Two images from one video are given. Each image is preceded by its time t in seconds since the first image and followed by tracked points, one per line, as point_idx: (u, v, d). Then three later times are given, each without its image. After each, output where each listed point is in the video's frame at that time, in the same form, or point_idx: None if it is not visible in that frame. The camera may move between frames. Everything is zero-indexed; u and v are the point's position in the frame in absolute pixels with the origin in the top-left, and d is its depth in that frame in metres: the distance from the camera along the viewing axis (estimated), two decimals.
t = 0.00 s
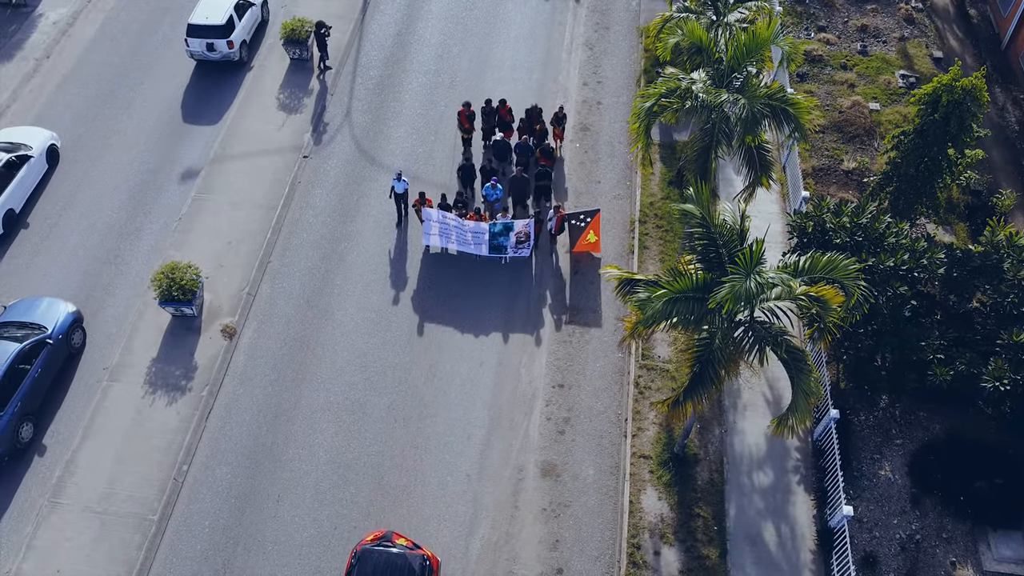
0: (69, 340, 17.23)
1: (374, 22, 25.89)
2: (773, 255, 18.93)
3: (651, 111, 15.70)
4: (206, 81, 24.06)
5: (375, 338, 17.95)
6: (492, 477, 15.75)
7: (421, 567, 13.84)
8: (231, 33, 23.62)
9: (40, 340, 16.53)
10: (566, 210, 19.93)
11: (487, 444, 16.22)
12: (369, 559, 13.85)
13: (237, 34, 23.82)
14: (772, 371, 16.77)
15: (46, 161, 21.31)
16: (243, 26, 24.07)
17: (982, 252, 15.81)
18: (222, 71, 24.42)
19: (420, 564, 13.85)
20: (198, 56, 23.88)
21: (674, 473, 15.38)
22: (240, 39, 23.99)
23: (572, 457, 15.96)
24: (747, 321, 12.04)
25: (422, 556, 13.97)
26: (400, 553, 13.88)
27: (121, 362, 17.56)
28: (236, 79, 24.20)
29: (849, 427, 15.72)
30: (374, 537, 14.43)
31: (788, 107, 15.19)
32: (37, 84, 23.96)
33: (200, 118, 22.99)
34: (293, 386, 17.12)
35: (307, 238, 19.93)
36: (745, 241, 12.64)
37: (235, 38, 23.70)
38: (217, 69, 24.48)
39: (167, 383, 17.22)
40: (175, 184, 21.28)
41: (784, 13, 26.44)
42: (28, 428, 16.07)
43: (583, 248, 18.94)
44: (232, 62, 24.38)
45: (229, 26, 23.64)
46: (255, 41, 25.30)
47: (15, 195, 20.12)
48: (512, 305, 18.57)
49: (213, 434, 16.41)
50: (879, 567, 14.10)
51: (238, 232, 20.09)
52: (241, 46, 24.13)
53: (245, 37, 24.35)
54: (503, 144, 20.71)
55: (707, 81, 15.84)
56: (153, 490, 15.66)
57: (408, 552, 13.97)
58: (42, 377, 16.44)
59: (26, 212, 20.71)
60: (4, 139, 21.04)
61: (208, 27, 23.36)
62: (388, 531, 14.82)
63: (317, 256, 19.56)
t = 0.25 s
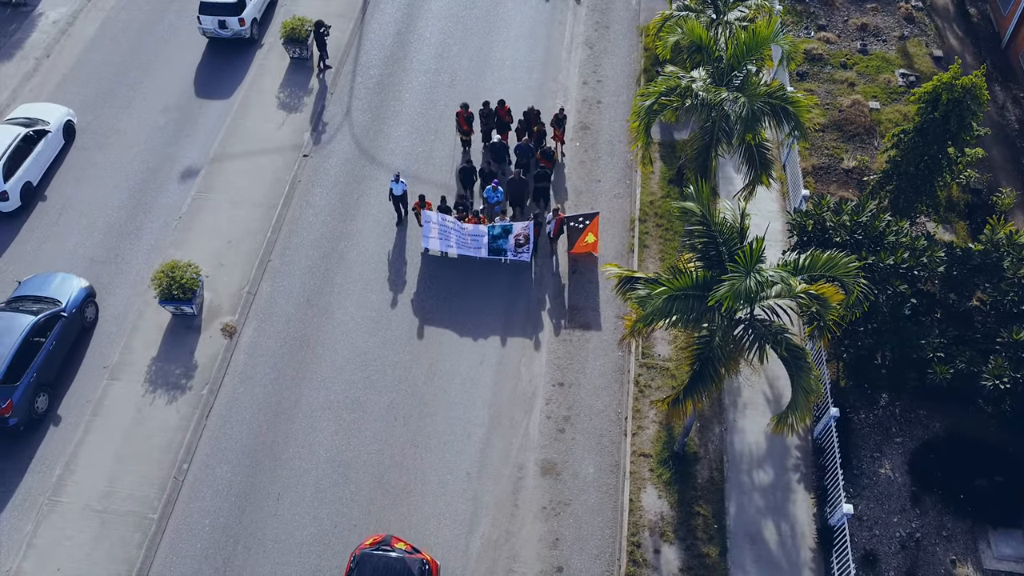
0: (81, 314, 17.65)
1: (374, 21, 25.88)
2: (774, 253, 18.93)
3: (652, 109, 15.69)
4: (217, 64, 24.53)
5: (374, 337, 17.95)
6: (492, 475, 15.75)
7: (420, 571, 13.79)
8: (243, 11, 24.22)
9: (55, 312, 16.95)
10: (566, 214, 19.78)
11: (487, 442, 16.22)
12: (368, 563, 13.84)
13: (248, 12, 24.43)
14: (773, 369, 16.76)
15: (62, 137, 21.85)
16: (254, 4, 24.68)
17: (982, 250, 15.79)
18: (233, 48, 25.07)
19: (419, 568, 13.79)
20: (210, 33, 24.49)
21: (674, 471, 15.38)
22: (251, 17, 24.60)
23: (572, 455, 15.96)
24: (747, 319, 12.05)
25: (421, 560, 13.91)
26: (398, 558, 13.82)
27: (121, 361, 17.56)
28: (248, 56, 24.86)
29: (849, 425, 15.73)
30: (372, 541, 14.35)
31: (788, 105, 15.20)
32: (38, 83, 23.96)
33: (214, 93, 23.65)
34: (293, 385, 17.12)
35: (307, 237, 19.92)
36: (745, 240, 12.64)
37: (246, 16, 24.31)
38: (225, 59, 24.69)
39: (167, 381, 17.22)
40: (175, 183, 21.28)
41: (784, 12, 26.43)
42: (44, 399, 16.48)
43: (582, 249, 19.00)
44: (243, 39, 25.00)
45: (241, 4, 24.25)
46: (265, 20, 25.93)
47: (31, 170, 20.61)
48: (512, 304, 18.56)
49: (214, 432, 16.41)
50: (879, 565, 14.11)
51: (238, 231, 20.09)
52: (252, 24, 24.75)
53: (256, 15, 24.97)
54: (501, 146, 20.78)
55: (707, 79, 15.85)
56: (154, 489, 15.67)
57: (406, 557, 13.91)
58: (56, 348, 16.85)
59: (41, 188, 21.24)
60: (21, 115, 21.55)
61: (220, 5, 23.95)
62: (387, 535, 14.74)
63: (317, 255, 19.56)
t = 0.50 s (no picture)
0: (94, 290, 18.10)
1: (374, 20, 25.88)
2: (773, 251, 18.95)
3: (652, 107, 15.69)
4: (229, 41, 25.26)
5: (374, 335, 17.96)
6: (492, 473, 15.76)
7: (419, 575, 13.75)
8: None
9: (69, 286, 17.41)
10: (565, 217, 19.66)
11: (487, 440, 16.23)
12: (367, 567, 13.79)
13: None
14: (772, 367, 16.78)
15: (78, 113, 22.46)
16: None
17: (982, 248, 15.77)
18: (244, 26, 25.76)
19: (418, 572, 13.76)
20: (222, 11, 25.16)
21: (673, 469, 15.40)
22: None
23: (572, 453, 15.98)
24: (746, 316, 12.08)
25: (420, 563, 13.89)
26: (397, 561, 13.80)
27: (122, 359, 17.57)
28: (259, 33, 25.57)
29: (849, 423, 15.74)
30: (371, 545, 14.33)
31: (788, 103, 15.21)
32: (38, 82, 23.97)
33: (227, 69, 24.38)
34: (293, 383, 17.13)
35: (307, 236, 19.93)
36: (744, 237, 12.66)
37: None
38: (234, 41, 25.25)
39: (167, 380, 17.23)
40: (175, 181, 21.28)
41: (784, 11, 26.43)
42: (58, 370, 16.93)
43: (579, 251, 19.06)
44: (254, 17, 25.68)
45: None
46: None
47: (46, 146, 21.15)
48: (512, 303, 18.57)
49: (214, 431, 16.42)
50: (879, 562, 14.12)
51: (239, 230, 20.10)
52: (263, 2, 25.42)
53: None
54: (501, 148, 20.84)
55: (707, 77, 15.86)
56: (154, 487, 15.69)
57: (405, 561, 13.85)
58: (71, 321, 17.31)
59: (58, 162, 21.85)
60: (40, 91, 22.17)
61: None
62: (385, 539, 14.69)
63: (317, 253, 19.56)
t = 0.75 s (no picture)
0: (106, 266, 18.56)
1: (374, 19, 25.89)
2: (773, 249, 18.98)
3: (651, 105, 15.71)
4: (240, 20, 25.96)
5: (374, 334, 17.98)
6: (492, 471, 15.79)
7: None
8: None
9: (82, 261, 17.84)
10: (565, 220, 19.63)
11: (487, 438, 16.26)
12: (365, 571, 13.79)
13: None
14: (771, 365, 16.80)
15: (95, 91, 23.07)
16: None
17: (980, 246, 15.79)
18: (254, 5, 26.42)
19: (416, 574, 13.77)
20: None
21: (673, 466, 15.42)
22: None
23: (572, 451, 16.00)
24: (745, 313, 12.12)
25: (418, 566, 13.89)
26: (396, 564, 13.81)
27: (122, 357, 17.60)
28: (268, 12, 26.23)
29: (848, 420, 15.77)
30: (370, 547, 14.36)
31: (787, 101, 15.23)
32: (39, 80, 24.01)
33: (238, 46, 25.09)
34: (293, 381, 17.15)
35: (307, 234, 19.95)
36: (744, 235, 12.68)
37: None
38: (245, 19, 25.95)
39: (167, 377, 17.25)
40: (175, 180, 21.30)
41: (783, 10, 26.45)
42: (71, 342, 17.39)
43: (579, 253, 19.02)
44: None
45: None
46: None
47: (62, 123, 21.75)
48: (512, 301, 18.59)
49: (214, 429, 16.44)
50: (878, 559, 14.14)
51: (239, 228, 20.12)
52: None
53: None
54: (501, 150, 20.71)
55: (706, 75, 15.88)
56: (154, 485, 15.71)
57: (403, 565, 13.86)
58: (84, 295, 17.77)
59: (73, 140, 22.41)
60: (59, 68, 22.77)
61: None
62: (384, 542, 14.70)
63: (317, 252, 19.58)
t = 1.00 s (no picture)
0: (117, 244, 19.00)
1: (374, 18, 25.92)
2: (772, 247, 19.03)
3: (650, 103, 15.73)
4: None
5: (374, 331, 18.01)
6: (491, 468, 15.82)
7: None
8: None
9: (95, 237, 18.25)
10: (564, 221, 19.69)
11: (487, 435, 16.29)
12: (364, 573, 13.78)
13: None
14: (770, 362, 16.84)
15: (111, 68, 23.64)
16: None
17: (978, 243, 15.82)
18: None
19: None
20: None
21: (672, 463, 15.46)
22: None
23: (571, 447, 16.04)
24: (744, 309, 12.16)
25: (417, 568, 13.87)
26: (394, 566, 13.80)
27: (122, 354, 17.63)
28: None
29: (848, 417, 15.81)
30: (369, 548, 14.36)
31: (786, 98, 15.25)
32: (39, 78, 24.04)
33: (248, 25, 25.79)
34: (293, 379, 17.18)
35: (307, 232, 19.97)
36: (743, 231, 12.70)
37: None
38: None
39: (168, 375, 17.28)
40: (175, 178, 21.33)
41: (782, 8, 26.48)
42: (84, 316, 17.81)
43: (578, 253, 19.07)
44: None
45: None
46: None
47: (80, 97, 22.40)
48: (512, 299, 18.61)
49: (214, 426, 16.47)
50: (877, 556, 14.18)
51: (239, 226, 20.15)
52: None
53: None
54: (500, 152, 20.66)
55: (705, 73, 15.91)
56: (154, 481, 15.75)
57: (401, 567, 13.83)
58: (97, 269, 18.21)
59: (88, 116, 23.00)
60: (77, 46, 23.36)
61: None
62: (383, 543, 14.69)
63: (317, 250, 19.61)
